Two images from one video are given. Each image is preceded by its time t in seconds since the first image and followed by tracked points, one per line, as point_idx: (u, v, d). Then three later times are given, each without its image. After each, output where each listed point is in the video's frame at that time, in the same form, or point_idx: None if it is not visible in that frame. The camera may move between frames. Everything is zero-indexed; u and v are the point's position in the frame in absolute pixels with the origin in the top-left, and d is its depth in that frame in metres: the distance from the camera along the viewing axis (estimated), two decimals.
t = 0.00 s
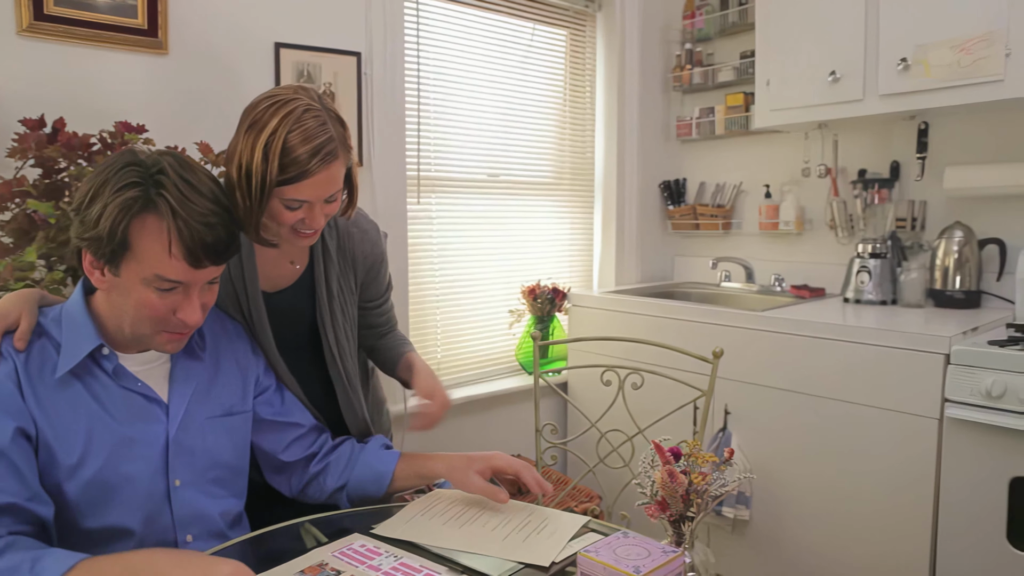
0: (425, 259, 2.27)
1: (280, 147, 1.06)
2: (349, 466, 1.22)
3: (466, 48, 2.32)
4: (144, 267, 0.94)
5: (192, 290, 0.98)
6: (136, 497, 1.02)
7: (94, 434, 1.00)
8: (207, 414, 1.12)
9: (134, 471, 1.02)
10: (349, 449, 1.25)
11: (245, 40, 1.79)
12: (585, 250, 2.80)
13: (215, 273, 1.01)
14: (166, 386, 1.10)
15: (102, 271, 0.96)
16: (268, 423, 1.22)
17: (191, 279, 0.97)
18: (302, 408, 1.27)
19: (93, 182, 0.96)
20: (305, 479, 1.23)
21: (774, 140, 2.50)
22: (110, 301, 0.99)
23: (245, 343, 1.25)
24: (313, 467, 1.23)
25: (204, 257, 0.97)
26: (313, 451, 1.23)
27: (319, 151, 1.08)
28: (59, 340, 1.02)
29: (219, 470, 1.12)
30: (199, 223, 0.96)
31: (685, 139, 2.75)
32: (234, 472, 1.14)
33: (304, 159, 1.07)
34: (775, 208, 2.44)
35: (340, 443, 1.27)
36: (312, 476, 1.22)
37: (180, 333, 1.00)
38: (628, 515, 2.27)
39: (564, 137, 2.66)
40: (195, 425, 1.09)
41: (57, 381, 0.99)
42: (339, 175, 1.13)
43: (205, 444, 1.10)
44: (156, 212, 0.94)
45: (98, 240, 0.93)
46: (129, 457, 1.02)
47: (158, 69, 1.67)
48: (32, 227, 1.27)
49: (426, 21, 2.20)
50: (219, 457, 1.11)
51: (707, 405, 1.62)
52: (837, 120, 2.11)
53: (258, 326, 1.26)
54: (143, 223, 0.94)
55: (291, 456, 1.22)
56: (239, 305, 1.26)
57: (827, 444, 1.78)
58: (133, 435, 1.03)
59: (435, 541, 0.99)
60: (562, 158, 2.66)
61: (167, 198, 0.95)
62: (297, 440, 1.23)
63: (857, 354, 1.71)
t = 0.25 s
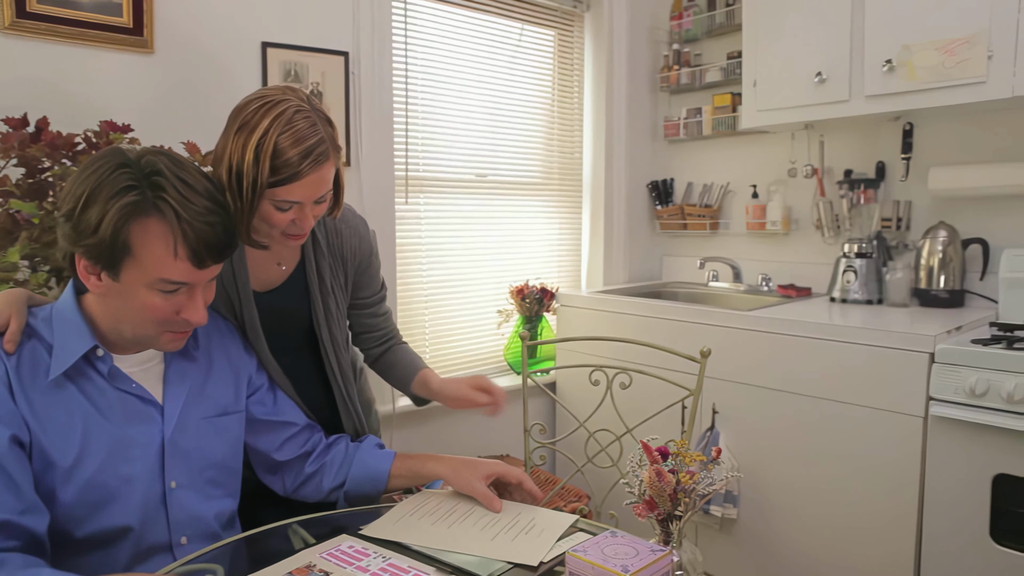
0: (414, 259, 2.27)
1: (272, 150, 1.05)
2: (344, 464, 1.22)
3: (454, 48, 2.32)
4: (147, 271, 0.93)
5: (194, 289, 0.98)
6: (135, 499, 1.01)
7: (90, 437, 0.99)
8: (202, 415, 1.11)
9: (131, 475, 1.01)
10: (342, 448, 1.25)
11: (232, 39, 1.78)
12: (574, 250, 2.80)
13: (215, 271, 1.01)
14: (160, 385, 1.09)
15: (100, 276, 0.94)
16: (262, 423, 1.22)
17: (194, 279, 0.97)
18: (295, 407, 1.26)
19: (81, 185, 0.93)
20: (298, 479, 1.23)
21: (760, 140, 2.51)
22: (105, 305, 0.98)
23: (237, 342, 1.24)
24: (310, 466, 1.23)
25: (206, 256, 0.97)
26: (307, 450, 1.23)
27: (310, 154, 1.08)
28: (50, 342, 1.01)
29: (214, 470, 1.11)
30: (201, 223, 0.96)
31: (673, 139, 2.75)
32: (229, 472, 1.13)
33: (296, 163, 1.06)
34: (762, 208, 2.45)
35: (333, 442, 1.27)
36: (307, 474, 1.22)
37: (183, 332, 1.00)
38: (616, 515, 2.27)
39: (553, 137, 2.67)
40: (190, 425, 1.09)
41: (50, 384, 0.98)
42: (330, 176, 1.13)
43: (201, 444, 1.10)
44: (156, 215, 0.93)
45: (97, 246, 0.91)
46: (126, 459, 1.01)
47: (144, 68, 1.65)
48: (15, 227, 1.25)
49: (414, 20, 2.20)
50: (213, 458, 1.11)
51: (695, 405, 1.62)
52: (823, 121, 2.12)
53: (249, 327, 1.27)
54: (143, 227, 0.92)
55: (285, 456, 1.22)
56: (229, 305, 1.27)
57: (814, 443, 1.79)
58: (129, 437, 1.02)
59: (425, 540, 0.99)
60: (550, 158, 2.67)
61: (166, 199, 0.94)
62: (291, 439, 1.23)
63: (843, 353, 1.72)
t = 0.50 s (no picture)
0: (398, 259, 2.26)
1: (272, 157, 1.03)
2: (328, 469, 1.22)
3: (437, 48, 2.32)
4: (169, 276, 0.90)
5: (210, 287, 0.96)
6: (116, 506, 1.00)
7: (72, 443, 0.97)
8: (188, 419, 1.10)
9: (112, 482, 1.00)
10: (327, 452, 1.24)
11: (213, 38, 1.77)
12: (557, 250, 2.80)
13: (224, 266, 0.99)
14: (146, 389, 1.07)
15: (114, 285, 0.90)
16: (247, 427, 1.21)
17: (211, 279, 0.95)
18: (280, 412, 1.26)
19: (88, 190, 0.87)
20: (281, 484, 1.22)
21: (742, 141, 2.53)
22: (110, 310, 0.94)
23: (225, 344, 1.22)
24: (294, 471, 1.22)
25: (223, 255, 0.95)
26: (291, 456, 1.23)
27: (309, 162, 1.07)
28: (28, 345, 1.00)
29: (196, 475, 1.10)
30: (220, 224, 0.94)
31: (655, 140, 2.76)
32: (210, 477, 1.13)
33: (295, 170, 1.06)
34: (744, 208, 2.47)
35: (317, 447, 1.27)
36: (290, 479, 1.22)
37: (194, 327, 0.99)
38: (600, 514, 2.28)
39: (536, 137, 2.67)
40: (174, 431, 1.08)
41: (29, 389, 0.97)
42: (328, 182, 1.12)
43: (185, 450, 1.09)
44: (177, 220, 0.90)
45: (119, 256, 0.87)
46: (107, 466, 1.00)
47: (123, 66, 1.63)
48: None
49: (397, 20, 2.19)
50: (196, 463, 1.10)
51: (678, 405, 1.63)
52: (804, 122, 2.14)
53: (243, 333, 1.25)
54: (166, 234, 0.89)
55: (270, 463, 1.22)
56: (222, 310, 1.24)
57: (796, 441, 1.81)
58: (111, 444, 1.00)
59: (408, 541, 0.99)
60: (534, 159, 2.67)
61: (186, 202, 0.91)
62: (275, 445, 1.22)
63: (824, 352, 1.73)
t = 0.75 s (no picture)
0: (384, 259, 2.25)
1: (267, 170, 1.02)
2: (310, 474, 1.22)
3: (423, 48, 2.31)
4: (149, 269, 0.90)
5: (189, 283, 0.96)
6: (92, 511, 0.99)
7: (46, 448, 0.96)
8: (166, 423, 1.09)
9: (89, 487, 0.98)
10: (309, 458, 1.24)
11: (196, 36, 1.75)
12: (543, 250, 2.81)
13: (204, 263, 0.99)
14: (122, 392, 1.06)
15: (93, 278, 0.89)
16: (228, 432, 1.20)
17: (191, 273, 0.95)
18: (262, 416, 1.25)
19: (71, 181, 0.86)
20: (263, 489, 1.22)
21: (727, 141, 2.54)
22: (87, 306, 0.93)
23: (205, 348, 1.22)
24: (277, 476, 1.22)
25: (203, 249, 0.95)
26: (273, 461, 1.23)
27: (301, 178, 1.06)
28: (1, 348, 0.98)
29: (175, 479, 1.10)
30: (203, 219, 0.94)
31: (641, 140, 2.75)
32: (190, 482, 1.12)
33: (287, 186, 1.05)
34: (729, 208, 2.48)
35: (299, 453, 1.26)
36: (272, 485, 1.22)
37: (170, 324, 0.98)
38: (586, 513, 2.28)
39: (522, 137, 2.67)
40: (152, 435, 1.07)
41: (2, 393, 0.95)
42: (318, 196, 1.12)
43: (163, 454, 1.08)
44: (161, 213, 0.89)
45: (100, 246, 0.86)
46: (83, 471, 0.98)
47: (104, 65, 1.61)
48: None
49: (383, 19, 2.18)
50: (175, 467, 1.09)
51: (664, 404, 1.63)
52: (788, 122, 2.15)
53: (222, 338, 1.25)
54: (149, 225, 0.88)
55: (252, 467, 1.21)
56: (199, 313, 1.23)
57: (781, 440, 1.82)
58: (88, 448, 0.99)
59: (393, 543, 0.98)
60: (520, 158, 2.67)
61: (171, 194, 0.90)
62: (257, 449, 1.22)
63: (809, 351, 1.75)
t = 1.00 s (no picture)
0: (368, 259, 2.24)
1: (234, 175, 1.00)
2: (292, 476, 1.21)
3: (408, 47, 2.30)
4: (124, 263, 0.88)
5: (164, 278, 0.95)
6: (68, 516, 0.98)
7: (21, 451, 0.95)
8: (143, 424, 1.08)
9: (65, 491, 0.98)
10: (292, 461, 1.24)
11: (179, 35, 1.74)
12: (529, 250, 2.81)
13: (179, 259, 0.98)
14: (99, 393, 1.05)
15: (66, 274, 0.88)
16: (208, 433, 1.19)
17: (167, 268, 0.94)
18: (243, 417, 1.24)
19: (42, 175, 0.84)
20: (244, 491, 1.22)
21: (712, 142, 2.56)
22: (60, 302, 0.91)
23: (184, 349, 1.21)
24: (258, 478, 1.21)
25: (178, 244, 0.94)
26: (254, 463, 1.22)
27: (270, 183, 1.04)
28: None
29: (154, 482, 1.09)
30: (178, 213, 0.93)
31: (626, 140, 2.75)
32: (169, 484, 1.11)
33: (256, 190, 1.03)
34: (713, 208, 2.50)
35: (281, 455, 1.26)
36: (254, 487, 1.21)
37: (144, 320, 0.97)
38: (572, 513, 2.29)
39: (508, 137, 2.67)
40: (130, 436, 1.06)
41: None
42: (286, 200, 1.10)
43: (141, 456, 1.07)
44: (136, 207, 0.88)
45: (74, 240, 0.84)
46: (58, 475, 0.97)
47: (85, 63, 1.60)
48: None
49: (367, 18, 2.17)
50: (153, 469, 1.08)
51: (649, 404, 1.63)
52: (773, 123, 2.16)
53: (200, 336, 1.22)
54: (125, 219, 0.87)
55: (233, 469, 1.21)
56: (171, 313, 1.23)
57: (766, 439, 1.83)
58: (63, 451, 0.98)
59: (378, 543, 0.98)
60: (505, 159, 2.67)
61: (147, 188, 0.89)
62: (238, 451, 1.21)
63: (793, 350, 1.76)
